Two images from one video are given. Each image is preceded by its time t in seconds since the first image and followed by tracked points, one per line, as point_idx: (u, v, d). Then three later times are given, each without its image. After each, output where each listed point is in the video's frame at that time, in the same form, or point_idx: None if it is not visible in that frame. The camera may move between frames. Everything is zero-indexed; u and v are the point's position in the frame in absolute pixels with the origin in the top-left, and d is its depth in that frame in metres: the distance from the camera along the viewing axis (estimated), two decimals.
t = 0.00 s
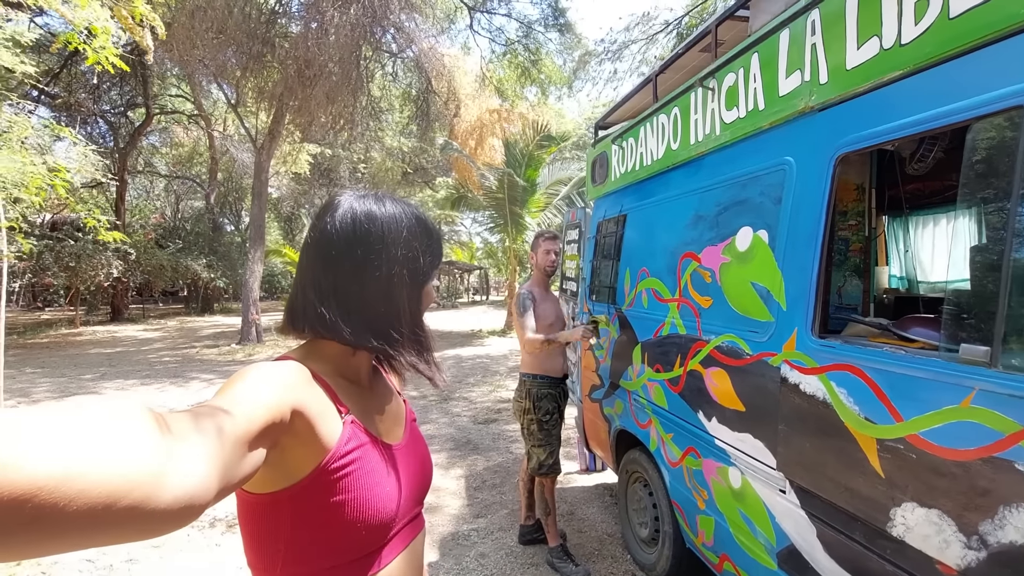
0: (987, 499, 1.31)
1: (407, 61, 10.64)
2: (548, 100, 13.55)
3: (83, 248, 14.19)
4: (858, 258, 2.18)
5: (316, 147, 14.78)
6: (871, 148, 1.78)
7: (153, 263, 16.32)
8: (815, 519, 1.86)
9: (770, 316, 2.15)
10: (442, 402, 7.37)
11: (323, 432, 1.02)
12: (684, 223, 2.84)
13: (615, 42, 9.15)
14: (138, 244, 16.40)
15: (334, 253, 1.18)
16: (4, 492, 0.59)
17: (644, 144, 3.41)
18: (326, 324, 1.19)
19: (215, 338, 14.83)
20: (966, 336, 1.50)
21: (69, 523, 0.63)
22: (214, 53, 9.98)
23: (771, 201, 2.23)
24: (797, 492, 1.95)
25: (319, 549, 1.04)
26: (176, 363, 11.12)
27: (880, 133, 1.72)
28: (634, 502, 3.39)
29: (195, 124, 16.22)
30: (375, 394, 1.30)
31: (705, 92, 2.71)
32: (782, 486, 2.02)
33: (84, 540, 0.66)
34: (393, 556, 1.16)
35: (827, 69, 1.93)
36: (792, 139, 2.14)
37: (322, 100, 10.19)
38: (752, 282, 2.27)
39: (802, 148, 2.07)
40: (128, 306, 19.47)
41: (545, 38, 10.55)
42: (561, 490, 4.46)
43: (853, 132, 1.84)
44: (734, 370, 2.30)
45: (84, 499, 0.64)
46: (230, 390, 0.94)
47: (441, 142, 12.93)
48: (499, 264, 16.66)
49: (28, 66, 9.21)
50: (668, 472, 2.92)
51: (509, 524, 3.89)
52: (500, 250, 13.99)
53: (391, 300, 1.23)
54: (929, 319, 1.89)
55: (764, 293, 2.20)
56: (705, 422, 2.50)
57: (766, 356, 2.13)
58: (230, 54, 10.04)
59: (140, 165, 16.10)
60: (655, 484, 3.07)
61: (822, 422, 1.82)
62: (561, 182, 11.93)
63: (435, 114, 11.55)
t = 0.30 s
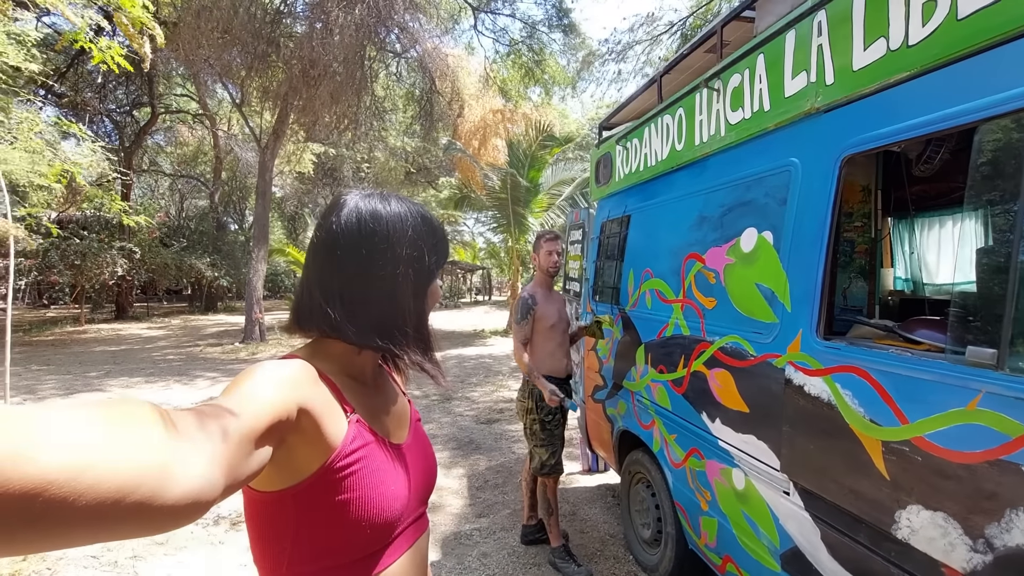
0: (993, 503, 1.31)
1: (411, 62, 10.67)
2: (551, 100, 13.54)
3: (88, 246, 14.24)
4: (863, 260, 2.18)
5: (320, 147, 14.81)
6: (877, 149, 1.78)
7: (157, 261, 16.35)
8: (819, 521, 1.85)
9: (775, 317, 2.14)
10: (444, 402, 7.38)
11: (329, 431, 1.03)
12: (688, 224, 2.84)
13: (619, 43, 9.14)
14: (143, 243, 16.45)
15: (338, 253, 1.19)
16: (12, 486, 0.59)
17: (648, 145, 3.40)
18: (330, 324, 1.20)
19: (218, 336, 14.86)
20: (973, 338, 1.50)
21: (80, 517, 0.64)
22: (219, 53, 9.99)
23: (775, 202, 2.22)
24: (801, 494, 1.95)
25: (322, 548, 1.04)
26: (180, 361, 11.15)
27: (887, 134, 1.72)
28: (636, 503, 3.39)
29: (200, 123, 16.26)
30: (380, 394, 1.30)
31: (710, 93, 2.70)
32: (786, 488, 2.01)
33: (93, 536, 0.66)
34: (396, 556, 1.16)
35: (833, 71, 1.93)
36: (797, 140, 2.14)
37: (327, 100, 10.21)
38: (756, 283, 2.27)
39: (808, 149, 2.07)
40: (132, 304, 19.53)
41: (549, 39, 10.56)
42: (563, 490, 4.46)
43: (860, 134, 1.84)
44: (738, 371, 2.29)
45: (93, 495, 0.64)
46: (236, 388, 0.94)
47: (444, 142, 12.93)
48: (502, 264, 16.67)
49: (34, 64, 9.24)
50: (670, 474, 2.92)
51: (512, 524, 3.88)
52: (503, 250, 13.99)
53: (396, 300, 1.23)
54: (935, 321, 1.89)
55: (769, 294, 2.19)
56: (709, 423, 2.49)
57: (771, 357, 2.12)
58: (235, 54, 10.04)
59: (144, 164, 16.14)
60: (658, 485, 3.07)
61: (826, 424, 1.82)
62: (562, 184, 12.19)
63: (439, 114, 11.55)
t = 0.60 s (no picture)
0: (999, 506, 1.30)
1: (414, 61, 10.67)
2: (553, 100, 13.53)
3: (91, 245, 14.30)
4: (868, 262, 2.18)
5: (323, 146, 14.82)
6: (883, 151, 1.78)
7: (160, 260, 16.38)
8: (823, 523, 1.85)
9: (779, 319, 2.14)
10: (446, 402, 7.38)
11: (337, 430, 1.03)
12: (692, 225, 2.84)
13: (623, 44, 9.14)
14: (147, 242, 16.47)
15: (343, 255, 1.19)
16: (26, 484, 0.59)
17: (652, 146, 3.40)
18: (337, 326, 1.20)
19: (220, 335, 14.89)
20: (978, 341, 1.50)
21: (93, 514, 0.64)
22: (223, 53, 10.00)
23: (780, 203, 2.22)
24: (805, 497, 1.94)
25: (329, 547, 1.04)
26: (183, 360, 11.18)
27: (893, 136, 1.71)
28: (638, 504, 3.39)
29: (203, 123, 16.30)
30: (387, 394, 1.30)
31: (714, 94, 2.70)
32: (790, 490, 2.01)
33: (104, 532, 0.66)
34: (403, 555, 1.16)
35: (839, 72, 1.93)
36: (802, 141, 2.13)
37: (330, 99, 10.23)
38: (761, 285, 2.27)
39: (813, 150, 2.07)
40: (136, 303, 19.59)
41: (552, 39, 10.56)
42: (565, 491, 4.46)
43: (865, 135, 1.83)
44: (742, 372, 2.29)
45: (106, 492, 0.65)
46: (243, 386, 0.95)
47: (447, 142, 12.94)
48: (504, 265, 16.68)
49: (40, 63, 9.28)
50: (673, 475, 2.92)
51: (514, 524, 3.88)
52: (506, 251, 13.99)
53: (402, 299, 1.24)
54: (939, 324, 1.89)
55: (773, 296, 2.19)
56: (711, 425, 2.49)
57: (775, 359, 2.12)
58: (239, 54, 10.05)
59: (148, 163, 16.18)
60: (661, 487, 3.07)
61: (830, 426, 1.82)
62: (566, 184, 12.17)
63: (442, 115, 11.56)
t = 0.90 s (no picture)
0: (999, 507, 1.30)
1: (415, 62, 10.69)
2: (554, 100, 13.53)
3: (92, 244, 14.31)
4: (868, 263, 2.18)
5: (324, 147, 14.83)
6: (883, 152, 1.78)
7: (161, 260, 16.38)
8: (823, 524, 1.85)
9: (780, 319, 2.14)
10: (446, 402, 7.37)
11: (339, 427, 1.03)
12: (693, 226, 2.84)
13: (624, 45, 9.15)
14: (148, 242, 16.48)
15: (343, 255, 1.19)
16: (28, 481, 0.59)
17: (653, 147, 3.40)
18: (337, 328, 1.20)
19: (221, 335, 14.89)
20: (979, 342, 1.50)
21: (96, 509, 0.64)
22: (224, 53, 9.99)
23: (781, 204, 2.22)
24: (806, 498, 1.94)
25: (331, 545, 1.05)
26: (183, 360, 11.19)
27: (894, 137, 1.71)
28: (639, 504, 3.39)
29: (204, 123, 16.32)
30: (389, 393, 1.30)
31: (715, 95, 2.70)
32: (790, 491, 2.01)
33: (107, 528, 0.66)
34: (405, 554, 1.16)
35: (840, 74, 1.93)
36: (803, 142, 2.13)
37: (331, 100, 10.23)
38: (761, 285, 2.27)
39: (814, 151, 2.07)
40: (136, 303, 19.60)
41: (552, 40, 10.57)
42: (565, 491, 4.46)
43: (867, 136, 1.83)
44: (742, 373, 2.29)
45: (110, 489, 0.65)
46: (245, 383, 0.95)
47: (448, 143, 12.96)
48: (504, 265, 16.69)
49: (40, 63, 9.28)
50: (673, 476, 2.92)
51: (514, 525, 3.88)
52: (506, 251, 14.00)
53: (402, 299, 1.24)
54: (940, 325, 1.89)
55: (774, 297, 2.19)
56: (712, 425, 2.49)
57: (776, 360, 2.12)
58: (240, 54, 10.06)
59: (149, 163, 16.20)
60: (661, 487, 3.07)
61: (830, 427, 1.82)
62: (566, 185, 12.23)
63: (443, 115, 11.57)
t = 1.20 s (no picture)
0: (1001, 509, 1.30)
1: (415, 62, 10.69)
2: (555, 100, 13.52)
3: (93, 245, 14.33)
4: (869, 263, 2.17)
5: (325, 147, 14.84)
6: (885, 153, 1.77)
7: (162, 260, 16.38)
8: (824, 525, 1.84)
9: (781, 320, 2.13)
10: (447, 402, 7.37)
11: (338, 428, 1.03)
12: (693, 227, 2.83)
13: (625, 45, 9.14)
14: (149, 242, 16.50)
15: (342, 257, 1.19)
16: (24, 485, 0.59)
17: (653, 146, 3.40)
18: (338, 330, 1.19)
19: (221, 335, 14.89)
20: (981, 343, 1.49)
21: (92, 512, 0.64)
22: (225, 54, 9.98)
23: (782, 204, 2.21)
24: (807, 499, 1.94)
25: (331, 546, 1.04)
26: (184, 360, 11.20)
27: (896, 137, 1.70)
28: (640, 505, 3.39)
29: (204, 123, 16.33)
30: (389, 394, 1.30)
31: (716, 95, 2.69)
32: (791, 492, 2.01)
33: (104, 531, 0.66)
34: (404, 556, 1.16)
35: (841, 74, 1.92)
36: (804, 142, 2.13)
37: (332, 100, 10.22)
38: (762, 286, 2.26)
39: (815, 151, 2.06)
40: (137, 303, 19.61)
41: (553, 40, 10.57)
42: (566, 492, 4.45)
43: (868, 136, 1.82)
44: (743, 374, 2.28)
45: (107, 493, 0.65)
46: (244, 385, 0.94)
47: (448, 142, 12.95)
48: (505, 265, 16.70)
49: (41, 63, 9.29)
50: (674, 476, 2.91)
51: (515, 526, 3.88)
52: (507, 251, 13.99)
53: (403, 300, 1.24)
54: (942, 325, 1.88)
55: (775, 297, 2.18)
56: (713, 426, 2.48)
57: (776, 361, 2.11)
58: (241, 54, 10.05)
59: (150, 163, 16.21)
60: (662, 488, 3.06)
61: (831, 428, 1.82)
62: (567, 185, 12.27)
63: (443, 115, 11.58)
